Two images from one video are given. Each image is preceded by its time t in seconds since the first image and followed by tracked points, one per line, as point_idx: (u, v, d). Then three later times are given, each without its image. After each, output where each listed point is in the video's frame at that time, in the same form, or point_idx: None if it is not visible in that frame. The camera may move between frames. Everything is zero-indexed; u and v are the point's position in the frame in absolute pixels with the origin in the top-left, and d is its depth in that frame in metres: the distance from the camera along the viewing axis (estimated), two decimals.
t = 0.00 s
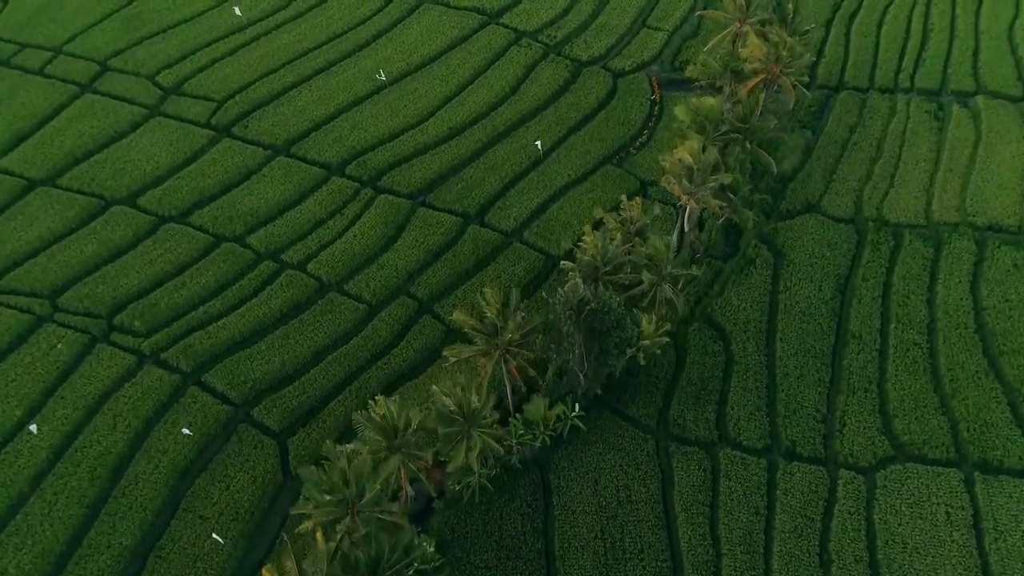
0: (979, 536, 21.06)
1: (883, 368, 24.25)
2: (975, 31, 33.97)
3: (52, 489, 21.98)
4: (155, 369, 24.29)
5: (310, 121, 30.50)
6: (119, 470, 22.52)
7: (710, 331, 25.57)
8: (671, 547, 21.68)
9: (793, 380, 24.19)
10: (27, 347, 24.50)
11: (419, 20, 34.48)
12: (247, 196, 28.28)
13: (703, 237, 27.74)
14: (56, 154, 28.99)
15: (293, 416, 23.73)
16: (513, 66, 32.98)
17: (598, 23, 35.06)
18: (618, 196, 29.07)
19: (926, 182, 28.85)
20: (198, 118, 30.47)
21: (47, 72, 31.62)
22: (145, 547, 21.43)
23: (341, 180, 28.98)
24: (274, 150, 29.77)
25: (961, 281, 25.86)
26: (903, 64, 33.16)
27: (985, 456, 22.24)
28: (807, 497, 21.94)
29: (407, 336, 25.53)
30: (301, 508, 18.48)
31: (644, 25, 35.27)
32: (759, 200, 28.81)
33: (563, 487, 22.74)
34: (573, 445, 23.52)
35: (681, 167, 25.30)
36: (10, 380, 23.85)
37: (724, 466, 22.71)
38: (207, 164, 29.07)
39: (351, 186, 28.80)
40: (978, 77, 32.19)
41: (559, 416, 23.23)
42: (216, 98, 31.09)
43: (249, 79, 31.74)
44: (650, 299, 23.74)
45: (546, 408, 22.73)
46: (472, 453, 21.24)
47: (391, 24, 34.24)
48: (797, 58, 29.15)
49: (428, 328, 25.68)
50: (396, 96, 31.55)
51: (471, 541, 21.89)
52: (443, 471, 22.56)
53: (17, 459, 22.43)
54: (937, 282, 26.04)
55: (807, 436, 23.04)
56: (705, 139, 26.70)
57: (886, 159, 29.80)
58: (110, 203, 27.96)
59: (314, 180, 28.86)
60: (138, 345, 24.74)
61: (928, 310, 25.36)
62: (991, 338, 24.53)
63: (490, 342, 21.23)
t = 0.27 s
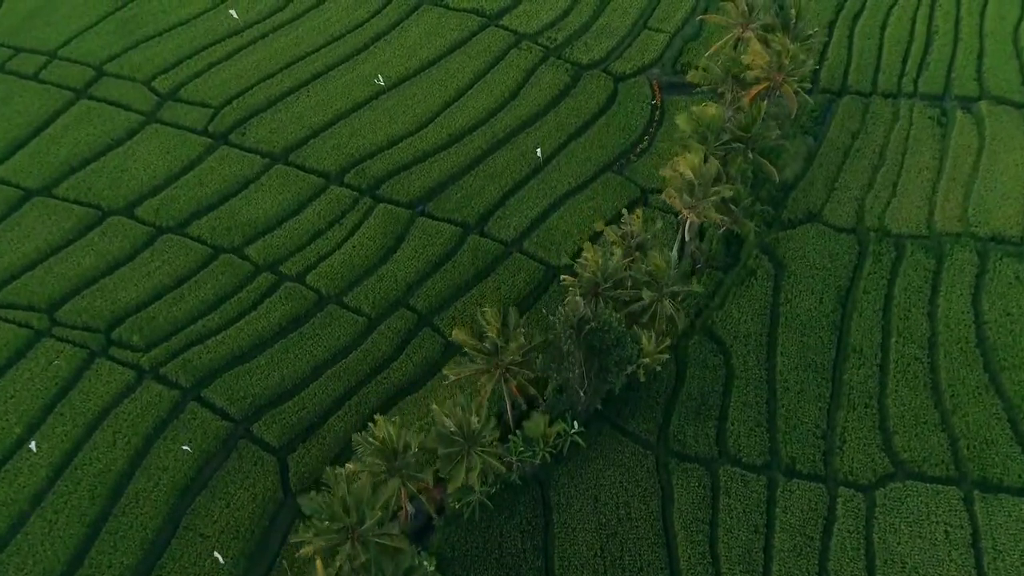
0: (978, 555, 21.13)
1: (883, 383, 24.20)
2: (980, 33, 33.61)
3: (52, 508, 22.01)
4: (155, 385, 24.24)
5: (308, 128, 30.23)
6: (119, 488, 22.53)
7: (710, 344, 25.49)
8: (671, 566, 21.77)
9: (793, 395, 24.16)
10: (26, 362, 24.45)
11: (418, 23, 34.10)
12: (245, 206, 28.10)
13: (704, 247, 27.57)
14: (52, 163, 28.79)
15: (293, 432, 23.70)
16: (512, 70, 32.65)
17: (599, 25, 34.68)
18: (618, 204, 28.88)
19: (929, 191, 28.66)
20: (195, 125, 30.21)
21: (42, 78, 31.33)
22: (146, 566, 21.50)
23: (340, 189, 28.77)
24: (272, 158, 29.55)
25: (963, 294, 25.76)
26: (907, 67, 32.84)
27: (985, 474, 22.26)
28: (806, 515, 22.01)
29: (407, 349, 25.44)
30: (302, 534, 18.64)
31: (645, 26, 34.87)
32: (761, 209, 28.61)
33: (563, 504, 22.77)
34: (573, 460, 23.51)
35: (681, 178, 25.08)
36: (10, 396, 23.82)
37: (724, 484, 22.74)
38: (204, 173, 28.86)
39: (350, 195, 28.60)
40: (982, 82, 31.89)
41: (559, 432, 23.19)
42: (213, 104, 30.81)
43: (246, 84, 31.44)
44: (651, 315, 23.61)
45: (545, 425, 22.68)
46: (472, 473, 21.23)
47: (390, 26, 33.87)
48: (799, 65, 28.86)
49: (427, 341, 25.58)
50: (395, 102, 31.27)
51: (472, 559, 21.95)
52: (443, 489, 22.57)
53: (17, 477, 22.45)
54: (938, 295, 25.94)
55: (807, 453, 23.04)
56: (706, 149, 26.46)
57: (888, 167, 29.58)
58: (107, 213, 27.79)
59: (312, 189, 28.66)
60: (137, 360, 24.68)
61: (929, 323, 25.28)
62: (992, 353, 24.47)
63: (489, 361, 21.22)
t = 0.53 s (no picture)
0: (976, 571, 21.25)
1: (883, 396, 24.20)
2: (984, 36, 33.33)
3: (53, 524, 22.07)
4: (155, 398, 24.24)
5: (306, 135, 30.05)
6: (120, 503, 22.57)
7: (710, 355, 25.46)
8: None
9: (793, 407, 24.16)
10: (25, 375, 24.45)
11: (417, 25, 33.83)
12: (244, 214, 27.98)
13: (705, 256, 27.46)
14: (50, 170, 28.66)
15: (293, 446, 23.70)
16: (512, 73, 32.42)
17: (599, 26, 34.39)
18: (619, 212, 28.75)
19: (931, 199, 28.53)
20: (193, 131, 30.03)
21: (39, 83, 31.14)
22: None
23: (339, 197, 28.64)
24: (271, 165, 29.39)
25: (963, 305, 25.71)
26: (910, 71, 32.59)
27: (984, 489, 22.32)
28: (805, 530, 22.10)
29: (407, 361, 25.40)
30: (303, 556, 18.69)
31: (646, 28, 34.58)
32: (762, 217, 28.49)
33: (563, 518, 22.83)
34: (573, 474, 23.55)
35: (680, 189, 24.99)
36: (10, 410, 23.84)
37: (724, 498, 22.81)
38: (203, 181, 28.73)
39: (349, 203, 28.48)
40: (985, 86, 31.66)
41: (560, 446, 23.19)
42: (211, 109, 30.62)
43: (244, 88, 31.23)
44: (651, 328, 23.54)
45: (546, 439, 22.66)
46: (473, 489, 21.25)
47: (388, 29, 33.61)
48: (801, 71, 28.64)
49: (427, 352, 25.54)
50: (394, 107, 31.06)
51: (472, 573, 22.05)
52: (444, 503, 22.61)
53: (18, 492, 22.50)
54: (939, 306, 25.89)
55: (806, 467, 23.09)
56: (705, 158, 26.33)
57: (890, 174, 29.43)
58: (106, 222, 27.69)
59: (311, 197, 28.53)
60: (137, 372, 24.66)
61: (930, 335, 25.25)
62: (992, 365, 24.45)
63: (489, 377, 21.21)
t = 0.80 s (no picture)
0: None
1: (883, 408, 24.23)
2: (987, 39, 33.10)
3: (55, 539, 22.14)
4: (156, 410, 24.26)
5: (305, 141, 29.89)
6: (121, 517, 22.64)
7: (711, 366, 25.46)
8: None
9: (794, 420, 24.20)
10: (25, 388, 24.46)
11: (416, 28, 33.59)
12: (244, 223, 27.89)
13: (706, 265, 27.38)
14: (48, 178, 28.54)
15: (294, 458, 23.73)
16: (512, 77, 32.21)
17: (600, 29, 34.14)
18: (619, 220, 28.65)
19: (933, 207, 28.43)
20: (191, 137, 29.88)
21: (36, 88, 30.98)
22: None
23: (339, 205, 28.53)
24: (270, 172, 29.27)
25: (964, 316, 25.69)
26: (912, 75, 32.38)
27: (983, 503, 22.40)
28: (804, 544, 22.22)
29: (407, 372, 25.39)
30: None
31: (647, 30, 34.33)
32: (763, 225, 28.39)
33: (563, 532, 22.91)
34: (573, 487, 23.62)
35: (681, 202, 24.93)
36: (11, 423, 23.87)
37: (724, 511, 22.89)
38: (202, 188, 28.61)
39: (349, 211, 28.38)
40: (988, 91, 31.48)
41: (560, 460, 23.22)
42: (209, 115, 30.45)
43: (243, 94, 31.04)
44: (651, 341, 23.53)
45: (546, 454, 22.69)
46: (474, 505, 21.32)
47: (387, 32, 33.38)
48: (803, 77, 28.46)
49: (427, 363, 25.52)
50: (393, 112, 30.88)
51: None
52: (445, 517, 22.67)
53: (20, 506, 22.57)
54: (939, 316, 25.88)
55: (806, 480, 23.15)
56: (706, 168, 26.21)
57: (891, 181, 29.31)
58: (105, 231, 27.61)
59: (311, 206, 28.43)
60: (137, 385, 24.67)
61: (930, 346, 25.25)
62: (992, 377, 24.47)
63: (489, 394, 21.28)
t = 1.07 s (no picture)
0: None
1: (883, 423, 24.29)
2: (991, 43, 32.83)
3: (58, 555, 22.28)
4: (157, 425, 24.31)
5: (304, 149, 29.72)
6: (124, 533, 22.77)
7: (711, 379, 25.49)
8: None
9: (793, 434, 24.27)
10: (27, 402, 24.52)
11: (415, 31, 33.29)
12: (243, 233, 27.81)
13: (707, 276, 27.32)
14: (46, 188, 28.42)
15: (294, 473, 23.81)
16: (512, 82, 31.98)
17: (600, 31, 33.84)
18: (620, 229, 28.55)
19: (934, 216, 28.33)
20: (189, 145, 29.71)
21: (33, 95, 30.77)
22: None
23: (338, 214, 28.43)
24: (268, 181, 29.13)
25: (964, 329, 25.69)
26: (915, 79, 32.14)
27: (980, 519, 22.53)
28: (803, 560, 22.38)
29: (408, 385, 25.41)
30: None
31: (647, 33, 34.04)
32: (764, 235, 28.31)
33: (564, 547, 23.04)
34: (574, 501, 23.74)
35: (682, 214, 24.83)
36: (12, 439, 23.95)
37: (723, 527, 23.02)
38: (201, 198, 28.50)
39: (348, 221, 28.28)
40: (992, 96, 31.27)
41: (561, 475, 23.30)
42: (207, 122, 30.26)
43: (241, 100, 30.82)
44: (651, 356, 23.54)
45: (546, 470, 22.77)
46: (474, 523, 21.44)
47: (386, 36, 33.10)
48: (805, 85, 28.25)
49: (427, 376, 25.54)
50: (392, 118, 30.68)
51: None
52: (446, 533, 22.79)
53: (23, 523, 22.69)
54: (940, 329, 25.89)
55: (806, 495, 23.27)
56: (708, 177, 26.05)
57: (893, 189, 29.19)
58: (104, 242, 27.54)
59: (310, 215, 28.33)
60: (138, 399, 24.72)
61: (930, 359, 25.27)
62: (992, 392, 24.51)
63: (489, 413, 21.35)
